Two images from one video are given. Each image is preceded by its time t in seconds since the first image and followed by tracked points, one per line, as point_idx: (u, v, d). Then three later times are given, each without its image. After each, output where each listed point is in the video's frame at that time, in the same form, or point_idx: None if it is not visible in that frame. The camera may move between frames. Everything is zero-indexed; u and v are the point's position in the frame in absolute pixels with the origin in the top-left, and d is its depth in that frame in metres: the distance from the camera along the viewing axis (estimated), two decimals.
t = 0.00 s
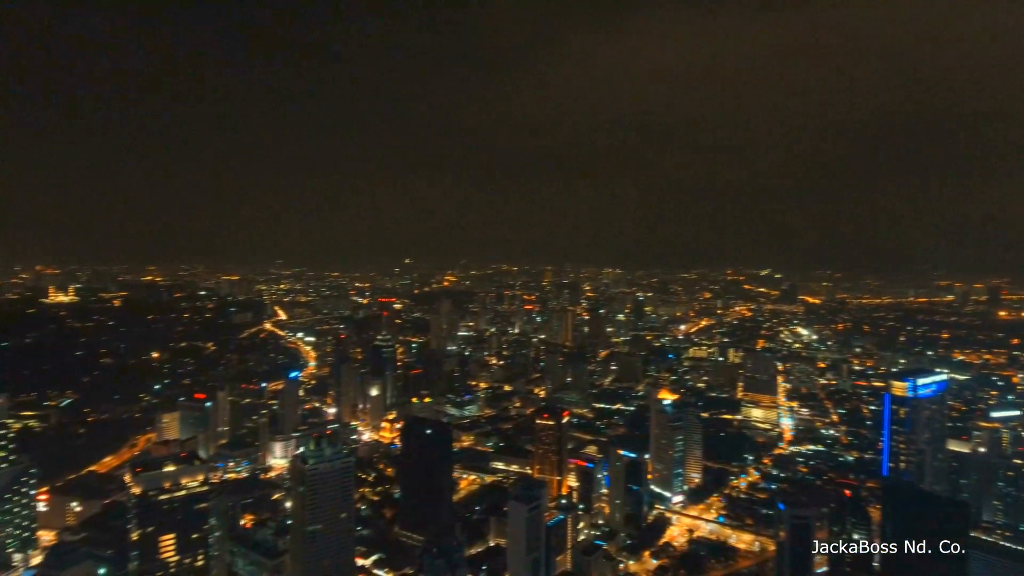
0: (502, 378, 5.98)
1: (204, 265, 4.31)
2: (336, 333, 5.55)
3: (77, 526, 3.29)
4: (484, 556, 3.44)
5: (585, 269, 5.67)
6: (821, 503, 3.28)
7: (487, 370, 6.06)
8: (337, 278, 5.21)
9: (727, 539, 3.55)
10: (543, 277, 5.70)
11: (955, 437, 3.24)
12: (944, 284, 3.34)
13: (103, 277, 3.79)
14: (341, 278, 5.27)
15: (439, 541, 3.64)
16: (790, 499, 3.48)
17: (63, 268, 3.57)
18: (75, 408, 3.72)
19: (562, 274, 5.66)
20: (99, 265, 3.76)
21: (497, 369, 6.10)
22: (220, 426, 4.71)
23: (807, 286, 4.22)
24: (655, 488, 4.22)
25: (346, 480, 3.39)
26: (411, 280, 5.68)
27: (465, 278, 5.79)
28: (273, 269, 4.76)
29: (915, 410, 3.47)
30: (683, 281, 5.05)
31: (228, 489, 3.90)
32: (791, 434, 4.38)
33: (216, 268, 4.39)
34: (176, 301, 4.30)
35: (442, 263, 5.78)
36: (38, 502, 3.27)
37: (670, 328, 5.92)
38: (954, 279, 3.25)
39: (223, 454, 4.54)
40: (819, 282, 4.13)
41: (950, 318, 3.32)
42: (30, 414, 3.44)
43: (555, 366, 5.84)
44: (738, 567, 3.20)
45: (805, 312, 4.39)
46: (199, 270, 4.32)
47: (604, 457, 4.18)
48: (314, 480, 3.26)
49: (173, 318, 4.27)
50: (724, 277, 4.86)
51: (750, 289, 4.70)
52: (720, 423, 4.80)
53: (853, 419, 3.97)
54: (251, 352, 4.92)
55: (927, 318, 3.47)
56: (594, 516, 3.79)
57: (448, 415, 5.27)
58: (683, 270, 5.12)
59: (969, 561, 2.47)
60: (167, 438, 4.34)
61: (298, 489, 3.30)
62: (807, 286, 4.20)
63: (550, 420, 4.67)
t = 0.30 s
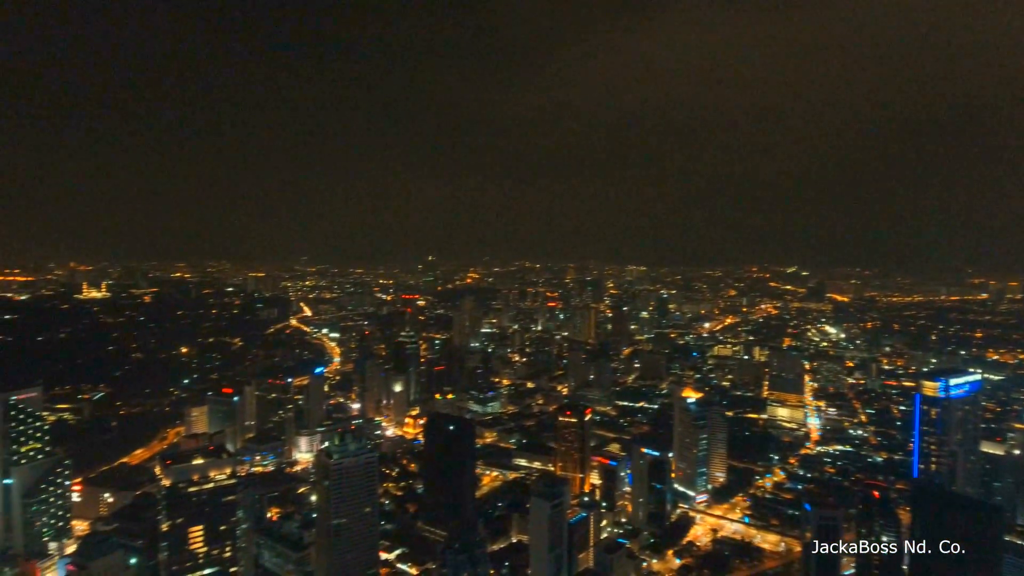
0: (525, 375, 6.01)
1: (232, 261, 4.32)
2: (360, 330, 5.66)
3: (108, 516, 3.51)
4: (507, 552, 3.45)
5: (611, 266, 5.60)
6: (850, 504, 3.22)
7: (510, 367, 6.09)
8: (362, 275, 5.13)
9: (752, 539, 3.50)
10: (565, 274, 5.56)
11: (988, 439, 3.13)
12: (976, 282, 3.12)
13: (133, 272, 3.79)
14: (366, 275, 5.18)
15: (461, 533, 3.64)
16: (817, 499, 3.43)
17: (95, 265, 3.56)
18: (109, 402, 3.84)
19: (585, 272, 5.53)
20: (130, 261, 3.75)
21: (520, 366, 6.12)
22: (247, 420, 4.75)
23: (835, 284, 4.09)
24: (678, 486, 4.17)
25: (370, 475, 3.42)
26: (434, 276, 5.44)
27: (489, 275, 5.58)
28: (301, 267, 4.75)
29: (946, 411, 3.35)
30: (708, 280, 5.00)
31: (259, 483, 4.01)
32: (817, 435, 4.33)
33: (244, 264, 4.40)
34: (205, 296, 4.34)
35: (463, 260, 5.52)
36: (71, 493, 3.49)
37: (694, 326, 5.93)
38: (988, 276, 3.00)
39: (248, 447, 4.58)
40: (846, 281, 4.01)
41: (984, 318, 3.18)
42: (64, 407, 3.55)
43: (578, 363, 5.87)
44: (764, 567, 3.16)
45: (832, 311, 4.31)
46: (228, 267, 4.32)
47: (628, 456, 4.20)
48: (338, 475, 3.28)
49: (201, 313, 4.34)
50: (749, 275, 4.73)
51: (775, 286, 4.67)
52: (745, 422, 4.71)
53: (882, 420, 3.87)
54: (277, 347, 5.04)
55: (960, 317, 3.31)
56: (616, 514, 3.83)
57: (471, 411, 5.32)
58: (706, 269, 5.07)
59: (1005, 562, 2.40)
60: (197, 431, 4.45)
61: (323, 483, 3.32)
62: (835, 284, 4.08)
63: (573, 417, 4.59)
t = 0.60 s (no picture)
0: (548, 371, 5.98)
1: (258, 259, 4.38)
2: (385, 325, 5.67)
3: (139, 506, 3.76)
4: (529, 547, 3.45)
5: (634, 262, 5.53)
6: (876, 505, 3.17)
7: (532, 363, 6.08)
8: (384, 271, 5.16)
9: (777, 538, 3.46)
10: (589, 270, 5.67)
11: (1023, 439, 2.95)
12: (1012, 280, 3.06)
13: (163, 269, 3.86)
14: (389, 271, 5.21)
15: (482, 529, 3.63)
16: (844, 499, 3.37)
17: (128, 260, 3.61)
18: (141, 394, 3.95)
19: (610, 268, 5.62)
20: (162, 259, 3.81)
21: (542, 362, 6.10)
22: (273, 414, 4.89)
23: (864, 280, 4.01)
24: (702, 485, 4.16)
25: (393, 469, 3.44)
26: (457, 272, 5.50)
27: (511, 270, 5.62)
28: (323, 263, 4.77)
29: (979, 412, 3.19)
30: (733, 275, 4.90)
31: (285, 475, 4.09)
32: (844, 434, 4.26)
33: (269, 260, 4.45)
34: (232, 291, 4.41)
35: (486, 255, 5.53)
36: (104, 483, 3.74)
37: (719, 323, 5.69)
38: None
39: (275, 441, 4.72)
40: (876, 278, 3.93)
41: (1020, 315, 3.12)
42: (97, 399, 3.67)
43: (602, 360, 5.87)
44: (789, 567, 3.12)
45: (861, 307, 4.22)
46: (253, 263, 4.39)
47: (650, 453, 4.23)
48: (362, 468, 3.33)
49: (228, 308, 4.41)
50: (774, 271, 4.67)
51: (801, 283, 4.52)
52: (771, 420, 4.69)
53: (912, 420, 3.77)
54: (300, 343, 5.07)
55: (994, 315, 3.23)
56: (639, 511, 3.84)
57: (493, 406, 5.26)
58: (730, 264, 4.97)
59: None
60: (223, 424, 4.58)
61: (348, 476, 3.39)
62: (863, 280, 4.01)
63: (595, 414, 4.58)
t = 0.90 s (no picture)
0: (572, 364, 5.92)
1: (285, 252, 4.46)
2: (408, 318, 5.64)
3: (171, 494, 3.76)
4: (552, 540, 3.46)
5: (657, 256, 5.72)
6: (906, 503, 3.12)
7: (555, 357, 5.98)
8: (408, 265, 5.45)
9: (803, 536, 3.40)
10: (613, 264, 5.76)
11: None
12: None
13: (192, 262, 3.93)
14: (412, 266, 5.52)
15: (505, 521, 3.64)
16: (872, 498, 3.31)
17: (158, 253, 3.72)
18: (171, 384, 4.08)
19: (632, 262, 5.72)
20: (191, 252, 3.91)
21: (566, 356, 6.03)
22: (298, 405, 4.96)
23: (893, 276, 3.92)
24: (726, 481, 4.12)
25: (417, 461, 3.50)
26: (479, 266, 5.73)
27: (535, 264, 5.78)
28: (349, 257, 4.94)
29: (1015, 411, 3.13)
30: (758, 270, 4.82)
31: (311, 465, 4.16)
32: (873, 430, 4.18)
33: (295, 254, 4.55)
34: (260, 284, 4.47)
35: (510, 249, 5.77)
36: (136, 470, 3.88)
37: (744, 318, 5.79)
38: None
39: (302, 431, 4.76)
40: (906, 273, 3.83)
41: None
42: (129, 388, 3.83)
43: (625, 355, 5.79)
44: (815, 565, 3.07)
45: (891, 302, 4.14)
46: (280, 257, 4.48)
47: (673, 448, 4.15)
48: (386, 459, 3.39)
49: (254, 301, 4.47)
50: (802, 266, 4.52)
51: (829, 278, 4.45)
52: (797, 416, 4.60)
53: (944, 418, 3.72)
54: (326, 335, 5.17)
55: None
56: (662, 506, 3.84)
57: (515, 399, 5.26)
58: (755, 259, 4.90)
59: None
60: (251, 414, 4.66)
61: (372, 468, 3.44)
62: (893, 276, 3.92)
63: (619, 408, 4.58)
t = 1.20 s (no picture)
0: (594, 361, 5.83)
1: (310, 245, 4.59)
2: (432, 313, 5.77)
3: (200, 484, 3.87)
4: (575, 534, 3.45)
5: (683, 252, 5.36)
6: (937, 505, 3.04)
7: (578, 352, 5.91)
8: (432, 260, 5.23)
9: (830, 536, 3.35)
10: (636, 260, 5.44)
11: None
12: None
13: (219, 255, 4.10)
14: (436, 261, 5.28)
15: (528, 515, 3.66)
16: (902, 498, 3.24)
17: (187, 247, 3.85)
18: (199, 376, 4.14)
19: (656, 257, 5.37)
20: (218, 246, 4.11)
21: (589, 352, 5.94)
22: (324, 398, 5.00)
23: (926, 272, 3.82)
24: (750, 478, 4.11)
25: (441, 455, 3.51)
26: (504, 261, 5.49)
27: (558, 258, 5.48)
28: (373, 251, 4.84)
29: None
30: (785, 264, 4.69)
31: (336, 457, 4.20)
32: (903, 429, 4.08)
33: (319, 249, 4.65)
34: (286, 278, 4.62)
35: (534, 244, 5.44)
36: (167, 462, 3.93)
37: (771, 314, 5.66)
38: None
39: (327, 424, 4.81)
40: (939, 269, 3.74)
41: None
42: (160, 379, 3.92)
43: (648, 349, 5.79)
44: (843, 565, 3.00)
45: (923, 299, 4.03)
46: (304, 251, 4.60)
47: (697, 445, 4.15)
48: (411, 452, 3.41)
49: (274, 292, 4.53)
50: (830, 260, 4.41)
51: (859, 273, 4.32)
52: (826, 414, 4.53)
53: (977, 417, 3.63)
54: (354, 328, 5.29)
55: None
56: (687, 503, 3.81)
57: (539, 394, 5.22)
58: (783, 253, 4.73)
59: None
60: (278, 406, 4.68)
61: (396, 460, 3.46)
62: (926, 273, 3.81)
63: (642, 403, 4.60)
